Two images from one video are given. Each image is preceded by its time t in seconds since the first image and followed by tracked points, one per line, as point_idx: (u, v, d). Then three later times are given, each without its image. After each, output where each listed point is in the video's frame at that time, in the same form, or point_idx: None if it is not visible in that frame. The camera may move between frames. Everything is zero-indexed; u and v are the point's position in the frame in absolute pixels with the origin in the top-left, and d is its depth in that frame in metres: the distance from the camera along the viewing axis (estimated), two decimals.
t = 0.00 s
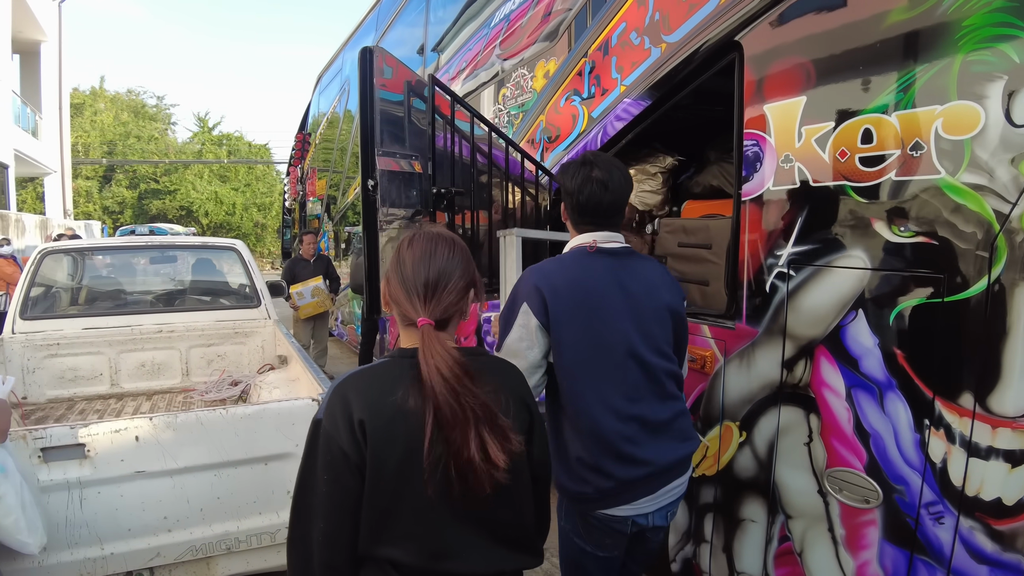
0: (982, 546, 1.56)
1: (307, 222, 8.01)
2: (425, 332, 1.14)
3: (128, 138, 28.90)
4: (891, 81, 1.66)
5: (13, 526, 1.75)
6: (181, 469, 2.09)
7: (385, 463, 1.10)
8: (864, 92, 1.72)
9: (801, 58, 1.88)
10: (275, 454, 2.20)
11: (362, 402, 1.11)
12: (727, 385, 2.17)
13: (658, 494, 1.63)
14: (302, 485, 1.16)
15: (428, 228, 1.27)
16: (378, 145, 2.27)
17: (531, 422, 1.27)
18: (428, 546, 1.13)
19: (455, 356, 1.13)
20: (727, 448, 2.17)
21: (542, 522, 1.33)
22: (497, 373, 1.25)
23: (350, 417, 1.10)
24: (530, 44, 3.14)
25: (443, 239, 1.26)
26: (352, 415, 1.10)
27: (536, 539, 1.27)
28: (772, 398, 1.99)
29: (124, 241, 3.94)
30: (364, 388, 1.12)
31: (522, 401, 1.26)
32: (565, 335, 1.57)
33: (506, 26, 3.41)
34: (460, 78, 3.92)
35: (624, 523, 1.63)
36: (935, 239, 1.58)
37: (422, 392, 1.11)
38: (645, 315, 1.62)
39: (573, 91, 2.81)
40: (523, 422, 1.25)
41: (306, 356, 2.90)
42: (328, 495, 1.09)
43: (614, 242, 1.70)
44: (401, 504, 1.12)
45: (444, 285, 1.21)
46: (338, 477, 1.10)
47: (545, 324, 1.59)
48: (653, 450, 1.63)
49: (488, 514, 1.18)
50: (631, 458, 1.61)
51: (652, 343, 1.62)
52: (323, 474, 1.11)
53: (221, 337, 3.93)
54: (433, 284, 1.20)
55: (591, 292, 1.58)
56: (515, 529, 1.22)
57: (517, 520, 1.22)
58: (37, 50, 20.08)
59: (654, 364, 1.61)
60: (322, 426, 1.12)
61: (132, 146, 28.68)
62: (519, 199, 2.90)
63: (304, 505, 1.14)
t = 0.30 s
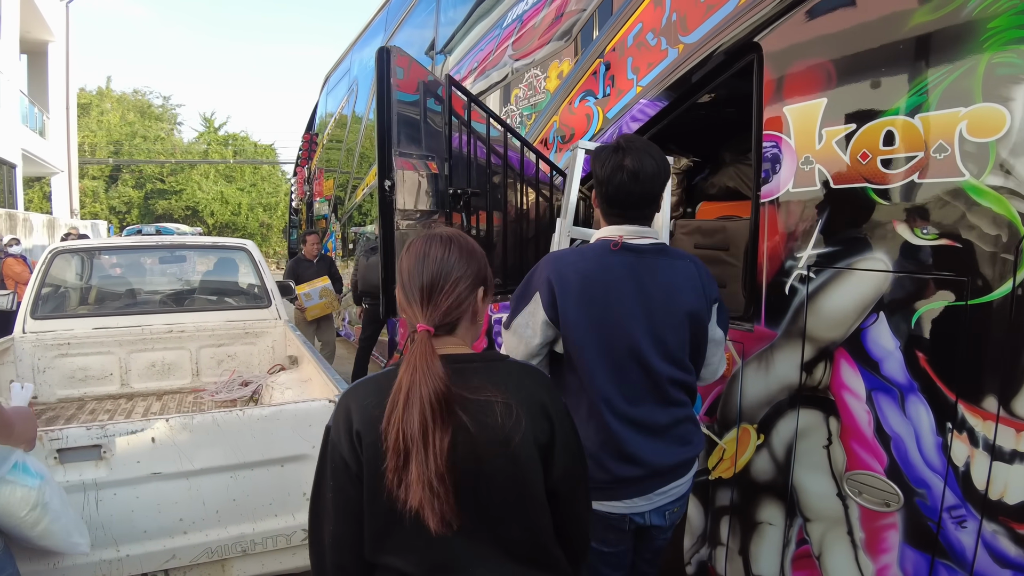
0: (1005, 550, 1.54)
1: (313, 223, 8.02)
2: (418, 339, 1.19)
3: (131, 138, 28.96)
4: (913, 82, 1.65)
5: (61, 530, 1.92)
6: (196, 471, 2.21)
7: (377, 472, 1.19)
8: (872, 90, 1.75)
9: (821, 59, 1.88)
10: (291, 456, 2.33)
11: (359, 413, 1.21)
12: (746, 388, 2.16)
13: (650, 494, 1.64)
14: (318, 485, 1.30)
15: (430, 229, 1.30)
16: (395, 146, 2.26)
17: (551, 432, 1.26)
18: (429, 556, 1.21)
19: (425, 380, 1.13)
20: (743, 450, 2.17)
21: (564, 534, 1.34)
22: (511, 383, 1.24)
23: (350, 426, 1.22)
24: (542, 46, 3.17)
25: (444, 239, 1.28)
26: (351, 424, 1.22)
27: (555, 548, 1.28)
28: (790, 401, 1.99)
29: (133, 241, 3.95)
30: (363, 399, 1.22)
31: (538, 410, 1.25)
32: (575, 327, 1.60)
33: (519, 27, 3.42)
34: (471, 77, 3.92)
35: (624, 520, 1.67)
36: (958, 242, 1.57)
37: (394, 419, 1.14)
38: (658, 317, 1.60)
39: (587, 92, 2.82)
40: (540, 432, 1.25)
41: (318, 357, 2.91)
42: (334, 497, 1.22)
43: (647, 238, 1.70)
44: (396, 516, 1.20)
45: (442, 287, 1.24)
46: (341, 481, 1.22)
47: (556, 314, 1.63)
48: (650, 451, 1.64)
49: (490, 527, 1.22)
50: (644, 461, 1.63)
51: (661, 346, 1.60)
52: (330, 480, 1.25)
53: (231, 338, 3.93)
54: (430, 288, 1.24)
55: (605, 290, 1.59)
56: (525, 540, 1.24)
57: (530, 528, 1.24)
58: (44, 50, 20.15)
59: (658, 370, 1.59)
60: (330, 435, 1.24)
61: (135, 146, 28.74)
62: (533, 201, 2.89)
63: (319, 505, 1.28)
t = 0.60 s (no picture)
0: None
1: (318, 223, 8.02)
2: (434, 354, 1.20)
3: (133, 138, 28.99)
4: (929, 80, 1.64)
5: (75, 534, 1.91)
6: (207, 471, 2.20)
7: (387, 472, 1.21)
8: (879, 89, 1.75)
9: (836, 58, 1.87)
10: (301, 456, 2.32)
11: (372, 412, 1.22)
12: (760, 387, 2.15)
13: (654, 490, 1.63)
14: (336, 478, 1.34)
15: (417, 242, 1.25)
16: (406, 145, 2.26)
17: (566, 436, 1.22)
18: (437, 556, 1.21)
19: (441, 394, 1.12)
20: (757, 451, 2.15)
21: (580, 547, 1.27)
22: (524, 386, 1.21)
23: (363, 423, 1.23)
24: (550, 45, 3.17)
25: (434, 250, 1.23)
26: (364, 422, 1.24)
27: (569, 556, 1.25)
28: (804, 401, 1.98)
29: (141, 240, 3.96)
30: (378, 399, 1.23)
31: (553, 414, 1.21)
32: (573, 325, 1.64)
33: (528, 26, 3.41)
34: (478, 77, 3.92)
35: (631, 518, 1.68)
36: (977, 241, 1.55)
37: (406, 426, 1.15)
38: (657, 318, 1.58)
39: (597, 90, 2.81)
40: (555, 437, 1.21)
41: (327, 357, 2.91)
42: (348, 491, 1.26)
43: (660, 237, 1.67)
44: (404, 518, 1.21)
45: (445, 301, 1.22)
46: (354, 477, 1.26)
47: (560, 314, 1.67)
48: (659, 449, 1.62)
49: (500, 535, 1.20)
50: (654, 461, 1.62)
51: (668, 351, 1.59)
52: (345, 475, 1.28)
53: (238, 337, 3.93)
54: (435, 305, 1.22)
55: (606, 287, 1.59)
56: (537, 547, 1.21)
57: (542, 536, 1.21)
58: (48, 50, 20.19)
59: (660, 366, 1.57)
60: (346, 430, 1.29)
61: (137, 146, 28.76)
62: (543, 200, 2.88)
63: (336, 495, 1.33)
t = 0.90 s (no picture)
0: None
1: (319, 223, 8.02)
2: (435, 356, 1.19)
3: (134, 139, 29.00)
4: (937, 78, 1.63)
5: (77, 537, 1.90)
6: (209, 473, 2.19)
7: (390, 474, 1.20)
8: (881, 88, 1.75)
9: (842, 56, 1.85)
10: (304, 458, 2.31)
11: (374, 414, 1.21)
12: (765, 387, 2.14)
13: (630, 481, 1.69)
14: (339, 479, 1.33)
15: (416, 244, 1.25)
16: (409, 143, 2.31)
17: (571, 438, 1.20)
18: (440, 559, 1.20)
19: (440, 399, 1.11)
20: (762, 451, 2.14)
21: (585, 551, 1.25)
22: (530, 388, 1.19)
23: (365, 425, 1.23)
24: (552, 44, 3.17)
25: (431, 253, 1.22)
26: (366, 424, 1.23)
27: (573, 562, 1.23)
28: (810, 402, 1.97)
29: (142, 240, 3.94)
30: (380, 401, 1.22)
31: (559, 415, 1.19)
32: (568, 325, 1.75)
33: (530, 25, 3.41)
34: (480, 76, 3.92)
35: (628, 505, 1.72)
36: (985, 240, 1.53)
37: (406, 432, 1.14)
38: (639, 321, 1.62)
39: (601, 89, 2.80)
40: (560, 440, 1.19)
41: (329, 358, 2.90)
42: (350, 492, 1.25)
43: (653, 241, 1.68)
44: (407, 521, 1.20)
45: (444, 305, 1.21)
46: (357, 478, 1.25)
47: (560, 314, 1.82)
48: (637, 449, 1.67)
49: (504, 540, 1.19)
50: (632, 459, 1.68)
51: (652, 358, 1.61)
52: (348, 477, 1.27)
53: (240, 338, 3.92)
54: (433, 309, 1.22)
55: (589, 291, 1.68)
56: (541, 551, 1.20)
57: (545, 541, 1.19)
58: (50, 51, 20.20)
59: (636, 370, 1.61)
60: (349, 430, 1.28)
61: (138, 146, 28.77)
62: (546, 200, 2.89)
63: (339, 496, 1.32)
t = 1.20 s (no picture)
0: None
1: (320, 223, 8.02)
2: (446, 355, 1.20)
3: (132, 139, 28.97)
4: (945, 78, 1.62)
5: (81, 537, 1.90)
6: (216, 474, 2.19)
7: (402, 474, 1.20)
8: (887, 89, 1.75)
9: (850, 56, 1.85)
10: (311, 459, 2.30)
11: (387, 413, 1.22)
12: (772, 388, 2.13)
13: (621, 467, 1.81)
14: (351, 478, 1.33)
15: (439, 240, 1.26)
16: (416, 144, 2.29)
17: (587, 441, 1.20)
18: (454, 560, 1.20)
19: (452, 399, 1.11)
20: (770, 451, 2.14)
21: (598, 554, 1.25)
22: (546, 390, 1.19)
23: (379, 424, 1.23)
24: (556, 45, 3.17)
25: (452, 250, 1.23)
26: (380, 424, 1.23)
27: (587, 564, 1.22)
28: (818, 402, 1.96)
29: (144, 240, 3.92)
30: (393, 400, 1.23)
31: (575, 418, 1.19)
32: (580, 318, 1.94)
33: (534, 25, 3.40)
34: (483, 76, 3.92)
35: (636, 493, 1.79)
36: (995, 240, 1.53)
37: (419, 432, 1.14)
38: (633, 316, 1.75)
39: (606, 89, 2.80)
40: (575, 442, 1.19)
41: (335, 359, 2.89)
42: (363, 491, 1.26)
43: (641, 236, 1.80)
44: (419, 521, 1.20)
45: (459, 304, 1.22)
46: (370, 477, 1.25)
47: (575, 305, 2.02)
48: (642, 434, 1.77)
49: (518, 542, 1.19)
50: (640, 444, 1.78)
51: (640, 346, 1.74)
52: (361, 476, 1.27)
53: (243, 339, 3.91)
54: (447, 306, 1.23)
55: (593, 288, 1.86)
56: (554, 553, 1.19)
57: (559, 544, 1.19)
58: (49, 52, 20.19)
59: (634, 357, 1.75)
60: (362, 428, 1.29)
61: (136, 147, 28.75)
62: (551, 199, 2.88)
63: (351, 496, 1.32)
